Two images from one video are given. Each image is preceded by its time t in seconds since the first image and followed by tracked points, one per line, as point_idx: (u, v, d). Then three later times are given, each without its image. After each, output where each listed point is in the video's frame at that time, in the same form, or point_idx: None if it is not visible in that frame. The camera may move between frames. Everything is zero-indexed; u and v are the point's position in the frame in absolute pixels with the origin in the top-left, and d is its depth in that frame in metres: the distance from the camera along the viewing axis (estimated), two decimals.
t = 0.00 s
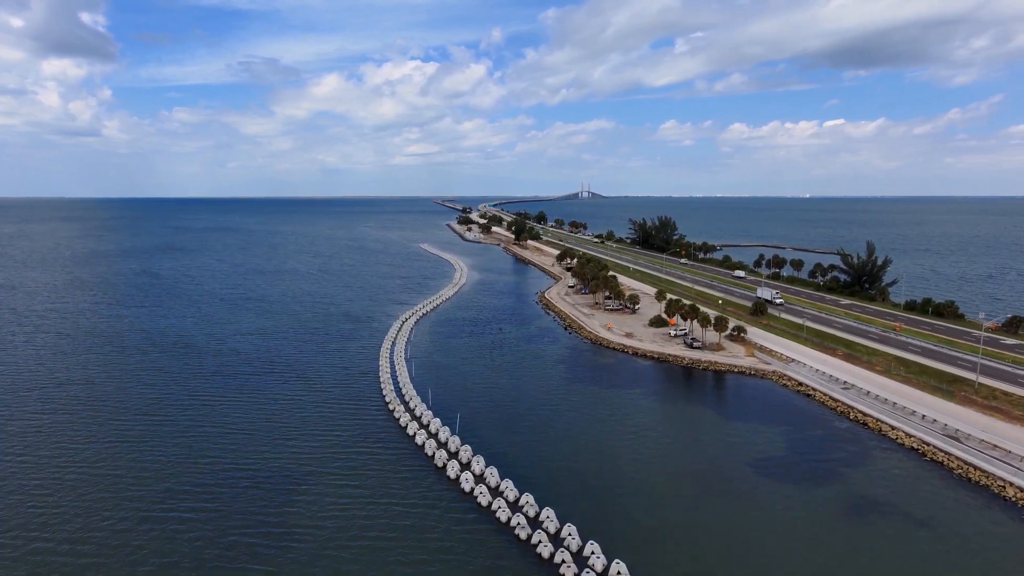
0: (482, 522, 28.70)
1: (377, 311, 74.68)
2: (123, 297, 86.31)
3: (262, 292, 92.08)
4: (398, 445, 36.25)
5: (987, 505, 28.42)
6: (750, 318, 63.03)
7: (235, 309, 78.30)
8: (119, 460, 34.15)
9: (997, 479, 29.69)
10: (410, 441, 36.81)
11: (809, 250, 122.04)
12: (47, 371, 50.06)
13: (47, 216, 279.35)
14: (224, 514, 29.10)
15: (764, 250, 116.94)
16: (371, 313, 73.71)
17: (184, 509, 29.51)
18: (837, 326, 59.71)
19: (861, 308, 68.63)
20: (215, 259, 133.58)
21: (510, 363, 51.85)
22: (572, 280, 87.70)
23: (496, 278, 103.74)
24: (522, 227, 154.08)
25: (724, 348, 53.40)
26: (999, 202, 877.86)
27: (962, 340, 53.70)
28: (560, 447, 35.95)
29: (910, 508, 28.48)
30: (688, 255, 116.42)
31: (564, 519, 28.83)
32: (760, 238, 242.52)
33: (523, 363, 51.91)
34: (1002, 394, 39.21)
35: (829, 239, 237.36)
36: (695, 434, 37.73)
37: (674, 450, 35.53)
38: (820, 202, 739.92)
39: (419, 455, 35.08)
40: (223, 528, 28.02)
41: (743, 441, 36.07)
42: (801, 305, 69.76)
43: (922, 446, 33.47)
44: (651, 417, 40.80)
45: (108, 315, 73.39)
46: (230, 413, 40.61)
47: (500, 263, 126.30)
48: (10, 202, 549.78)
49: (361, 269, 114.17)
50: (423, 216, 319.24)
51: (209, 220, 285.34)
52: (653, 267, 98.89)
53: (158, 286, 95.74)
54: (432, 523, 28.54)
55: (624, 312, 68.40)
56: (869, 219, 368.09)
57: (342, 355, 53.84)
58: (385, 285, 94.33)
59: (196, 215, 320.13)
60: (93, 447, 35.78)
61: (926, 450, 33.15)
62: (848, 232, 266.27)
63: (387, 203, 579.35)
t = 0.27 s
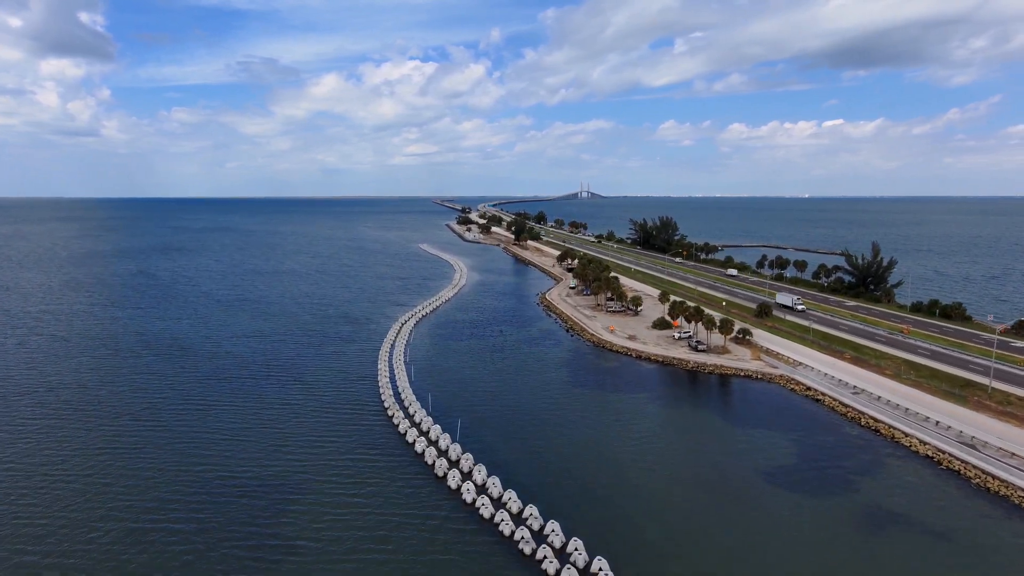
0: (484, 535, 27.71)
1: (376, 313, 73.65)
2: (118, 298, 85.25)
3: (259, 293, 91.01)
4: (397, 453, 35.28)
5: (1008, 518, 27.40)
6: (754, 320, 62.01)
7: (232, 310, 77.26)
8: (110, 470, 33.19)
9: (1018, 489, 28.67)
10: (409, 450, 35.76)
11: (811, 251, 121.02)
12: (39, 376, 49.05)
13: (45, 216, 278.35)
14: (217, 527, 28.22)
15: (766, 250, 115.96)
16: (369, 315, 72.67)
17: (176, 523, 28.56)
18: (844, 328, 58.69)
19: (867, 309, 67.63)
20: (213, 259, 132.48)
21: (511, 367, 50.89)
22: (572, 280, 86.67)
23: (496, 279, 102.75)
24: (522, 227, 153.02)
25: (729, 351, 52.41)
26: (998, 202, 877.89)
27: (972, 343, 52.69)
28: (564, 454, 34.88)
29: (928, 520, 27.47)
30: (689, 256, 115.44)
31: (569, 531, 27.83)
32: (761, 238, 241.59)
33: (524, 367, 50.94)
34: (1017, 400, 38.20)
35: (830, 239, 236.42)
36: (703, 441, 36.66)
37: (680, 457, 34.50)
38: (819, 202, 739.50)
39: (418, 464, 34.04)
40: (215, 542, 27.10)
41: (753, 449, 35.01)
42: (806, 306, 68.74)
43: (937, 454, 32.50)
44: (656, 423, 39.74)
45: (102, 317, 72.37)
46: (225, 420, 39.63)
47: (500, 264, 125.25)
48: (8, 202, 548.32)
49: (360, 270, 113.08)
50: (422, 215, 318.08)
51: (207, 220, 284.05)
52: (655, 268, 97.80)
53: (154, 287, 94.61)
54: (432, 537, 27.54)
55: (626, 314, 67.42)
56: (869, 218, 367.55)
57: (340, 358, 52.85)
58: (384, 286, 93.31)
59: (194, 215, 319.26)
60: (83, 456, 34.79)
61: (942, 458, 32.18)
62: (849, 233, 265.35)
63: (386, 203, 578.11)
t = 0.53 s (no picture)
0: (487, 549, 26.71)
1: (374, 314, 72.59)
2: (113, 299, 84.17)
3: (257, 294, 89.94)
4: (397, 461, 34.28)
5: None
6: (760, 323, 60.99)
7: (229, 312, 76.17)
8: (98, 480, 32.20)
9: None
10: (408, 458, 34.71)
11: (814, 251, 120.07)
12: (30, 380, 47.99)
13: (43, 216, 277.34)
14: (210, 540, 27.29)
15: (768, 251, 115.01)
16: (368, 316, 71.63)
17: (165, 536, 27.56)
18: (851, 331, 57.69)
19: (873, 312, 66.67)
20: (210, 260, 131.36)
21: (513, 370, 49.87)
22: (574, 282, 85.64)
23: (496, 280, 101.71)
24: (523, 228, 151.98)
25: (735, 355, 51.40)
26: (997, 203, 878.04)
27: (982, 346, 51.73)
28: (568, 462, 33.82)
29: (947, 532, 26.47)
30: (691, 257, 114.40)
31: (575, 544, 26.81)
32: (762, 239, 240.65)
33: (526, 370, 49.93)
34: None
35: (831, 239, 235.52)
36: (711, 447, 35.62)
37: (688, 464, 33.43)
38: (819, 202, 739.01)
39: (418, 473, 33.02)
40: (207, 557, 26.13)
41: (763, 456, 33.97)
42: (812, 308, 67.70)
43: (954, 463, 31.54)
44: (663, 428, 38.71)
45: (97, 318, 71.40)
46: (219, 426, 38.63)
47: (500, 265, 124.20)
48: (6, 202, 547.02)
49: (359, 271, 111.99)
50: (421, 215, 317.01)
51: (205, 220, 282.97)
52: (656, 269, 96.81)
53: (151, 289, 93.51)
54: (433, 551, 26.52)
55: (629, 316, 66.43)
56: (868, 219, 367.16)
57: (338, 361, 51.79)
58: (383, 287, 92.26)
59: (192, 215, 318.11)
60: (71, 465, 33.82)
61: (959, 467, 31.24)
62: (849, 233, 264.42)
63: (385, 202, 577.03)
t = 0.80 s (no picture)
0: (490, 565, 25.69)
1: (373, 316, 71.60)
2: (109, 300, 83.18)
3: (255, 295, 88.96)
4: (396, 470, 33.28)
5: None
6: (765, 325, 59.96)
7: (226, 313, 75.17)
8: (87, 491, 31.23)
9: None
10: (408, 467, 33.66)
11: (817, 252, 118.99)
12: (22, 384, 47.02)
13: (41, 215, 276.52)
14: (201, 554, 26.33)
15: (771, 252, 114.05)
16: (367, 318, 70.67)
17: (154, 551, 26.58)
18: (858, 334, 56.67)
19: (879, 314, 65.65)
20: (209, 261, 130.36)
21: (514, 374, 48.89)
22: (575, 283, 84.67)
23: (496, 281, 100.71)
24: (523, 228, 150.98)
25: (741, 358, 50.40)
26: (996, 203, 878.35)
27: (993, 350, 50.74)
28: (573, 471, 32.77)
29: (967, 546, 25.53)
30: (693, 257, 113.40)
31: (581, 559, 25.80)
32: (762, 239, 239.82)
33: (528, 374, 48.96)
34: None
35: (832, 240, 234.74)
36: (719, 456, 34.59)
37: (697, 474, 32.39)
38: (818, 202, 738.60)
39: (417, 483, 31.98)
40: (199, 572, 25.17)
41: (773, 465, 32.95)
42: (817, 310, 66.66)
43: (971, 473, 30.59)
44: (669, 435, 37.69)
45: (93, 320, 70.42)
46: (214, 433, 37.65)
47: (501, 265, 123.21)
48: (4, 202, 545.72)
49: (358, 272, 110.98)
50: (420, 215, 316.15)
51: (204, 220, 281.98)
52: (658, 270, 95.73)
53: (148, 290, 92.53)
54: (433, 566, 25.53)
55: (632, 318, 65.44)
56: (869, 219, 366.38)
57: (336, 365, 50.80)
58: (383, 289, 91.27)
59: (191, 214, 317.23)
60: (60, 475, 32.86)
61: (977, 476, 30.30)
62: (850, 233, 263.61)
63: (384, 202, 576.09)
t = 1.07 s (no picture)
0: None
1: (373, 318, 70.72)
2: (105, 302, 82.22)
3: (253, 296, 88.07)
4: (395, 479, 32.41)
5: None
6: (770, 328, 59.12)
7: (224, 315, 74.23)
8: (76, 501, 30.28)
9: None
10: (408, 476, 32.73)
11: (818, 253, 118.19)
12: (13, 389, 46.11)
13: (39, 216, 276.32)
14: (193, 567, 25.48)
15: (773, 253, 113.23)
16: (366, 320, 69.83)
17: (145, 564, 25.73)
18: (864, 336, 55.83)
19: (885, 316, 64.81)
20: (207, 262, 129.32)
21: (516, 378, 48.04)
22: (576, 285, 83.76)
23: (497, 282, 99.87)
24: (523, 228, 150.19)
25: (746, 362, 49.55)
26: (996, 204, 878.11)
27: (1002, 353, 49.91)
28: (578, 480, 31.87)
29: (986, 560, 24.69)
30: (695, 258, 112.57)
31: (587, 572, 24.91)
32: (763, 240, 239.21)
33: (529, 378, 48.12)
34: None
35: (833, 240, 234.11)
36: (727, 464, 33.70)
37: (706, 483, 31.50)
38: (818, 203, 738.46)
39: (418, 493, 31.07)
40: None
41: (784, 473, 32.06)
42: (822, 312, 65.85)
43: (989, 482, 29.74)
44: (676, 442, 36.79)
45: (87, 323, 69.35)
46: (209, 440, 36.79)
47: (501, 266, 122.34)
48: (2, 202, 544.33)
49: (357, 273, 110.06)
50: (419, 216, 315.15)
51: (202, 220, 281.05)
52: (659, 271, 94.88)
53: (144, 291, 91.59)
54: None
55: (635, 320, 64.56)
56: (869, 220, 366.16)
57: (334, 369, 49.88)
58: (382, 290, 90.33)
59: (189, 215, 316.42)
60: (49, 484, 31.89)
61: (994, 485, 29.48)
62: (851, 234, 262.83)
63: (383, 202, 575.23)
